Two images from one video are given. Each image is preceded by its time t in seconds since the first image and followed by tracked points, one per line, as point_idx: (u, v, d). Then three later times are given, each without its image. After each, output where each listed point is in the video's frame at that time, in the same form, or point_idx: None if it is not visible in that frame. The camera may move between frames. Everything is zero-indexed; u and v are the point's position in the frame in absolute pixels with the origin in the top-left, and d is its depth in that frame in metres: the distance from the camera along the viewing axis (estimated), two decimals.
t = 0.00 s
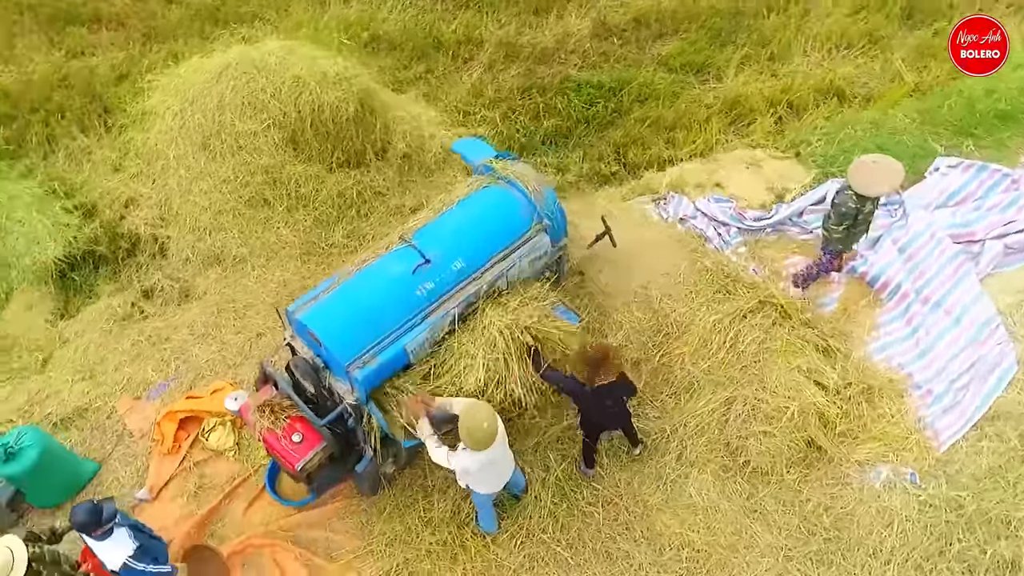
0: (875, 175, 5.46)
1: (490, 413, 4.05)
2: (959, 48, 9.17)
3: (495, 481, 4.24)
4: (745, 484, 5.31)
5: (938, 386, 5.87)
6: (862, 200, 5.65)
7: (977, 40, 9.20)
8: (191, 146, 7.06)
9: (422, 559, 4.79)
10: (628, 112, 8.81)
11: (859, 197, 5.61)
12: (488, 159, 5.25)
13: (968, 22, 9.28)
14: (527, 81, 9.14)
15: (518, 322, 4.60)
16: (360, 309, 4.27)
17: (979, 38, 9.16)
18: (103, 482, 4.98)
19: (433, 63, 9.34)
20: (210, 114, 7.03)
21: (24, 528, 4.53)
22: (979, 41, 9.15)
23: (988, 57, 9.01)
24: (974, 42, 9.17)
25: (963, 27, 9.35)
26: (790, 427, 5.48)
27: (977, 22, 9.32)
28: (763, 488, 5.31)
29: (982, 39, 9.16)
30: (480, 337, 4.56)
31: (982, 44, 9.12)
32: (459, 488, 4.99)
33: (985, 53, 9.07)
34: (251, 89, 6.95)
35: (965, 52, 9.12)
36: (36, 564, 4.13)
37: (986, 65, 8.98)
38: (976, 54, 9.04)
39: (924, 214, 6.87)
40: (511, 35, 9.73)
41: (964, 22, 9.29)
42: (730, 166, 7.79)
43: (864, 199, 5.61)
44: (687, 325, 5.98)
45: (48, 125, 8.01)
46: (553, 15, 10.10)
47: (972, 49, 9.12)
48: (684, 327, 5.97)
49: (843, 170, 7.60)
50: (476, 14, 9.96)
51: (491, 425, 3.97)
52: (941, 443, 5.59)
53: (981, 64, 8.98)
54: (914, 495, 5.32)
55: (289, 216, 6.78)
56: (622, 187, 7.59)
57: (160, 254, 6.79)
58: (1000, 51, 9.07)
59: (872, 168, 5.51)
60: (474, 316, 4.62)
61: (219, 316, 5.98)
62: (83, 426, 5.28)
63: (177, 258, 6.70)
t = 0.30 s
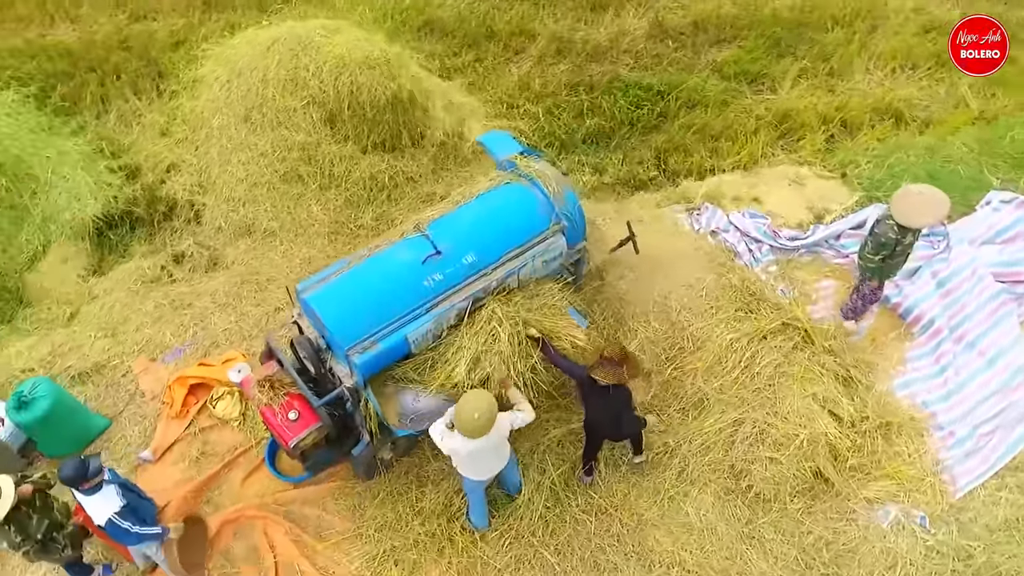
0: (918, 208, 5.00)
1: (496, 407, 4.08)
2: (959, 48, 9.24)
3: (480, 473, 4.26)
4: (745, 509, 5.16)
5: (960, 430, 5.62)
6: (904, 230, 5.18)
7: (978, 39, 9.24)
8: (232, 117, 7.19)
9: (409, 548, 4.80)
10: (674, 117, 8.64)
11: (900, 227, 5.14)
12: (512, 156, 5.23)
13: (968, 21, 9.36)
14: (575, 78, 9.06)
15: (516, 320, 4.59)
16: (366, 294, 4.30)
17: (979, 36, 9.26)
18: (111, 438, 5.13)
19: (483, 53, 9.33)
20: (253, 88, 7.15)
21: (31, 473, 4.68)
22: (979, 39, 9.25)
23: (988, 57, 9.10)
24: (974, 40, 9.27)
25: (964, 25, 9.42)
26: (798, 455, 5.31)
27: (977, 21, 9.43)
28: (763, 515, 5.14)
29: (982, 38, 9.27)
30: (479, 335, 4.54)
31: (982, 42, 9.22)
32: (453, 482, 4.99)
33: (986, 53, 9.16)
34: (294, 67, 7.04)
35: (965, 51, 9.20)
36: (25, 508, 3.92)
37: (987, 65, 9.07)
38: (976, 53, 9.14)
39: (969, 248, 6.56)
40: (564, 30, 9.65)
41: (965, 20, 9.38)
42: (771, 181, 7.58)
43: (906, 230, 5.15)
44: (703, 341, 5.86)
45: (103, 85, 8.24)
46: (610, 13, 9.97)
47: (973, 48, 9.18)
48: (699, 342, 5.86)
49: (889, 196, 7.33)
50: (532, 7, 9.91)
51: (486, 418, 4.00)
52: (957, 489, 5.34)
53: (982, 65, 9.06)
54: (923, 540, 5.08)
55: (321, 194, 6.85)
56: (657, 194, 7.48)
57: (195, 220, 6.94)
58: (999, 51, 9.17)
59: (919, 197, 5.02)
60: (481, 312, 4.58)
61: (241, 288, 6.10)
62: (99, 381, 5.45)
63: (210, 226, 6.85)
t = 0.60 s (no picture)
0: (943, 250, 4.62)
1: (503, 397, 3.98)
2: (959, 48, 9.25)
3: (478, 460, 4.17)
4: (738, 538, 5.01)
5: (973, 477, 5.36)
6: (925, 275, 4.84)
7: (978, 40, 9.29)
8: (270, 98, 7.30)
9: (393, 542, 4.80)
10: (713, 130, 8.47)
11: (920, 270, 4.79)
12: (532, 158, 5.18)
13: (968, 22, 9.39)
14: (617, 83, 8.96)
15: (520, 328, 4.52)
16: (368, 286, 4.31)
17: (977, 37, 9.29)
18: (117, 404, 5.26)
19: (527, 52, 9.30)
20: (293, 71, 7.24)
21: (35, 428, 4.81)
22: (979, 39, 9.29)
23: (988, 57, 9.13)
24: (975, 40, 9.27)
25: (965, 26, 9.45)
26: (798, 488, 5.16)
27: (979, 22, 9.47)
28: (757, 545, 4.98)
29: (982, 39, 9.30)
30: (478, 338, 4.49)
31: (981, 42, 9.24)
32: (444, 480, 4.98)
33: (987, 53, 9.17)
34: (332, 53, 7.11)
35: (965, 53, 9.20)
36: (17, 458, 4.05)
37: (987, 65, 9.08)
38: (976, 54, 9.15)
39: (1004, 290, 6.25)
40: (612, 34, 9.55)
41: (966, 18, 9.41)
42: (805, 203, 7.39)
43: (927, 274, 4.81)
44: (712, 361, 5.77)
45: (152, 57, 8.39)
46: (660, 20, 9.84)
47: (972, 49, 9.21)
48: (708, 362, 5.77)
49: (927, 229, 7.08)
50: (582, 10, 9.85)
51: (490, 408, 3.89)
52: (962, 540, 5.10)
53: (981, 65, 9.08)
54: None
55: (348, 181, 6.90)
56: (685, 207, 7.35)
57: (225, 197, 7.07)
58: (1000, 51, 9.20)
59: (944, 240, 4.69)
60: (484, 314, 4.56)
61: (261, 269, 6.21)
62: (113, 347, 5.60)
63: (239, 204, 6.96)
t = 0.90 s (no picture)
0: (956, 291, 4.60)
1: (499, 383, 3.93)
2: (958, 49, 9.31)
3: (477, 453, 4.09)
4: (726, 567, 4.87)
5: (981, 527, 5.06)
6: (936, 317, 4.80)
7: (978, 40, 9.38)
8: (304, 86, 7.39)
9: (376, 538, 4.79)
10: (748, 147, 8.30)
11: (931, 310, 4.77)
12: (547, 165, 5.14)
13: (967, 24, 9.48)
14: (654, 93, 8.84)
15: (516, 331, 4.43)
16: (367, 281, 4.33)
17: (977, 40, 9.35)
18: (123, 375, 5.39)
19: (567, 56, 9.26)
20: (328, 61, 7.31)
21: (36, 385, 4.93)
22: (979, 42, 9.33)
23: (987, 57, 9.15)
24: (975, 43, 9.34)
25: (964, 29, 9.54)
26: (792, 522, 5.01)
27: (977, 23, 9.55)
28: None
29: (981, 41, 9.36)
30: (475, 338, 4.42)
31: (981, 44, 9.31)
32: (431, 481, 4.97)
33: (986, 53, 9.21)
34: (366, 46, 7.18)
35: (964, 53, 9.23)
36: (15, 412, 4.18)
37: (986, 65, 9.10)
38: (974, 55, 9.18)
39: None
40: (655, 44, 9.44)
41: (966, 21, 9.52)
42: (832, 230, 7.20)
43: (939, 316, 4.76)
44: (717, 385, 5.68)
45: (197, 37, 8.48)
46: (705, 33, 9.69)
47: (972, 49, 9.26)
48: (712, 385, 5.68)
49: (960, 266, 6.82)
50: (627, 18, 9.77)
51: (490, 394, 3.84)
52: None
53: (981, 65, 9.09)
54: None
55: (371, 173, 6.93)
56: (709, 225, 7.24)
57: (252, 180, 7.18)
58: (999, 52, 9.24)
59: (956, 280, 4.68)
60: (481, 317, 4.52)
61: (277, 254, 6.31)
62: (126, 321, 5.74)
63: (264, 188, 7.05)
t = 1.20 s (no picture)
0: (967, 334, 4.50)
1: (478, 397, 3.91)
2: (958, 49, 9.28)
3: (459, 463, 4.10)
4: None
5: None
6: (946, 362, 4.69)
7: (978, 40, 9.32)
8: (336, 77, 7.45)
9: (358, 533, 4.80)
10: (780, 168, 8.11)
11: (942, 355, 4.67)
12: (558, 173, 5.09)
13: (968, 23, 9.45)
14: (689, 106, 8.71)
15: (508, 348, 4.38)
16: (365, 277, 4.34)
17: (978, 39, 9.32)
18: (130, 349, 5.50)
19: (606, 64, 9.19)
20: (361, 54, 7.37)
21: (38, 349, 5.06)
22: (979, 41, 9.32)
23: (987, 57, 9.14)
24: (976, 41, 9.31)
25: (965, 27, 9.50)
26: (780, 558, 4.88)
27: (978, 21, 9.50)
28: None
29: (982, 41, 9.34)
30: (471, 342, 4.37)
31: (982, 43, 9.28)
32: (419, 481, 4.97)
33: (987, 53, 9.20)
34: (398, 42, 7.23)
35: (965, 53, 9.22)
36: (16, 373, 4.27)
37: (986, 65, 9.09)
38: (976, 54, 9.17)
39: None
40: (696, 56, 9.31)
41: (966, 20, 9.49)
42: (858, 260, 7.02)
43: (948, 361, 4.65)
44: (718, 409, 5.56)
45: (240, 22, 8.57)
46: (749, 48, 9.51)
47: (972, 49, 9.25)
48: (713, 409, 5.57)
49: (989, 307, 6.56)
50: (671, 29, 9.64)
51: (464, 405, 3.83)
52: None
53: (981, 65, 9.09)
54: None
55: (394, 168, 6.96)
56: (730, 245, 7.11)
57: (279, 166, 7.27)
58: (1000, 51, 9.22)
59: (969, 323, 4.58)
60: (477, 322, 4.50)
61: (293, 243, 6.40)
62: (140, 296, 5.87)
63: (289, 175, 7.13)
